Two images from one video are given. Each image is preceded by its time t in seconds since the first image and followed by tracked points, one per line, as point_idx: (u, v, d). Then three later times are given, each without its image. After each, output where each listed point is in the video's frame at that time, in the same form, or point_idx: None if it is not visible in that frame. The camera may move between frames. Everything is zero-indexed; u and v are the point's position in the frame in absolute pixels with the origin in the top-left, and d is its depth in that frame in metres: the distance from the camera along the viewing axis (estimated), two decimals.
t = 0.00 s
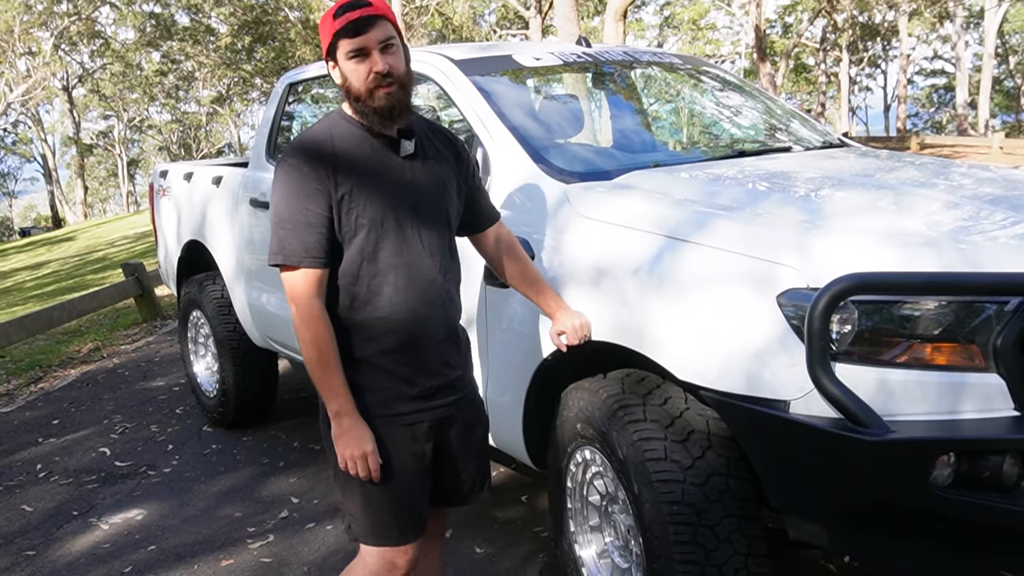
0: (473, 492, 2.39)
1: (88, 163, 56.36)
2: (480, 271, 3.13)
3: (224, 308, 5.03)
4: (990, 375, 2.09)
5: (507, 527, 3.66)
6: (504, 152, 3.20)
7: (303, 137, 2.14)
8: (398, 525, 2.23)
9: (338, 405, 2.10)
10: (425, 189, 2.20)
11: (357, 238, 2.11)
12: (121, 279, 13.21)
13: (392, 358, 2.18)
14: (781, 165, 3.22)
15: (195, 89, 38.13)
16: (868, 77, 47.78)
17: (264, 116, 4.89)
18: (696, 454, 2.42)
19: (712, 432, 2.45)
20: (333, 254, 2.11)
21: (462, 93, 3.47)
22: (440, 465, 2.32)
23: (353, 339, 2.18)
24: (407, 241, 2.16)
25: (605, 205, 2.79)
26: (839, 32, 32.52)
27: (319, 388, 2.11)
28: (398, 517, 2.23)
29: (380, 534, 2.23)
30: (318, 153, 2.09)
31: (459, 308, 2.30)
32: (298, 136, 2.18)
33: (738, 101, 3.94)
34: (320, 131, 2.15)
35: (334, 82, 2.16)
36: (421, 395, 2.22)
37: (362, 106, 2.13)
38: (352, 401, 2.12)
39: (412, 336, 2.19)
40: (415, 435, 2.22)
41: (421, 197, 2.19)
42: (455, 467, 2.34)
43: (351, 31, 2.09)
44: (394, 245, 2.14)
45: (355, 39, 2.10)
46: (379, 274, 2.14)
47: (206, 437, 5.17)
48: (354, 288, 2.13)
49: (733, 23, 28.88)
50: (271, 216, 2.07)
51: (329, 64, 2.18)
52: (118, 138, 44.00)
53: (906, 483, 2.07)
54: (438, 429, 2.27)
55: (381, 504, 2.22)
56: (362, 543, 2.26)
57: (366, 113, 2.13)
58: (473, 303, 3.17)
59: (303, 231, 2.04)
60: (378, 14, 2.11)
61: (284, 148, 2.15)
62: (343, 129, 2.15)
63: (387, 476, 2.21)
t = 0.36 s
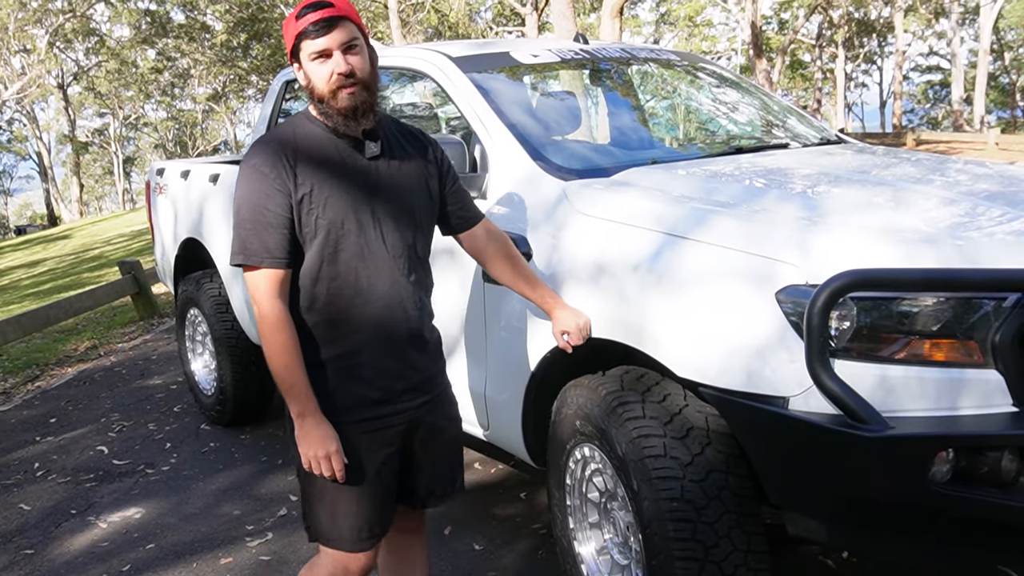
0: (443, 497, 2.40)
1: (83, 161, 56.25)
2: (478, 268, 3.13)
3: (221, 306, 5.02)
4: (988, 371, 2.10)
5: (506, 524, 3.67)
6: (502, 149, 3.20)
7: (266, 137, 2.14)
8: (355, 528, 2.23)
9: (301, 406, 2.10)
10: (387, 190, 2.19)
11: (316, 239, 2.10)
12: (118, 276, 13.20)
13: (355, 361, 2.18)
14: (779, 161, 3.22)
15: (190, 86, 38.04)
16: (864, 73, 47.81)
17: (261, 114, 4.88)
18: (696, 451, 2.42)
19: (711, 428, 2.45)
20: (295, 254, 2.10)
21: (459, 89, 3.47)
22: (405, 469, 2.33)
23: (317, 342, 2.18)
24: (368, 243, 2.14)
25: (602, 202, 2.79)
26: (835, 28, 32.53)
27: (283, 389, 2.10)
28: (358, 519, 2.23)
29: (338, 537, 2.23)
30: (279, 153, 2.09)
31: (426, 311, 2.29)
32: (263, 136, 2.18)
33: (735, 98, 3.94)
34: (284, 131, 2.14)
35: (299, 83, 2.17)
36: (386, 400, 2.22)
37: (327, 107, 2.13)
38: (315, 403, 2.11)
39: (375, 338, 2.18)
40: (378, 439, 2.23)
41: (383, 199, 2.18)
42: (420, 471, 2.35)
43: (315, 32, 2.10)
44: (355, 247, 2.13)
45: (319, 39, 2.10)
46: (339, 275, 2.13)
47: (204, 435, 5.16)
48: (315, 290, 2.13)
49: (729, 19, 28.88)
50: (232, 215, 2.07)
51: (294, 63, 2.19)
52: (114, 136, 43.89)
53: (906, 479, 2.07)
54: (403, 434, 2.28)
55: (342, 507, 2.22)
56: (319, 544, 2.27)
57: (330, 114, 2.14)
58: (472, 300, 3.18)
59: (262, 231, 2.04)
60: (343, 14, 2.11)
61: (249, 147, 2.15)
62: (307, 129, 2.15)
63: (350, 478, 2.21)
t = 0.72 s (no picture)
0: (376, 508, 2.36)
1: (85, 159, 56.26)
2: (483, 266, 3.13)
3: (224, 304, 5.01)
4: (992, 372, 2.10)
5: (508, 523, 3.67)
6: (504, 147, 3.21)
7: (208, 137, 2.12)
8: (269, 520, 2.28)
9: (225, 408, 2.13)
10: (328, 197, 2.16)
11: (249, 245, 2.09)
12: (118, 274, 13.19)
13: (282, 364, 2.22)
14: (781, 161, 3.22)
15: (192, 84, 38.05)
16: (866, 73, 47.76)
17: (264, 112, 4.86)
18: (699, 450, 2.42)
19: (715, 428, 2.45)
20: (229, 258, 2.11)
21: (462, 88, 3.48)
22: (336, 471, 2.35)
23: (248, 343, 2.21)
24: (303, 251, 2.14)
25: (605, 201, 2.79)
26: (837, 27, 32.49)
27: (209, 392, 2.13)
28: (274, 510, 2.28)
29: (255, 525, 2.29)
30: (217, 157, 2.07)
31: (364, 316, 2.29)
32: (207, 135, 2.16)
33: (737, 97, 3.94)
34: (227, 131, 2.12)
35: (245, 86, 2.15)
36: (309, 404, 2.24)
37: (269, 112, 2.11)
38: (240, 405, 2.14)
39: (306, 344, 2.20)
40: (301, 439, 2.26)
41: (324, 206, 2.16)
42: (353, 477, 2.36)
43: (262, 37, 2.08)
44: (288, 255, 2.12)
45: (263, 44, 2.08)
46: (272, 282, 2.13)
47: (206, 433, 5.16)
48: (247, 293, 2.14)
49: (731, 19, 28.86)
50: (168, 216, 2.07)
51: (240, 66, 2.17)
52: (115, 133, 43.90)
53: (912, 480, 2.07)
54: (327, 438, 2.29)
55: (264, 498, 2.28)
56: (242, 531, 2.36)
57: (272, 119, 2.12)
58: (475, 298, 3.19)
59: (195, 236, 2.04)
60: (291, 20, 2.09)
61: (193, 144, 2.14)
62: (251, 132, 2.13)
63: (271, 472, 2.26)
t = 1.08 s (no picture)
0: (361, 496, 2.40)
1: (88, 157, 56.31)
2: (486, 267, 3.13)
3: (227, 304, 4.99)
4: (994, 378, 2.10)
5: (507, 525, 3.67)
6: (508, 149, 3.21)
7: (178, 148, 2.13)
8: (246, 519, 2.32)
9: (168, 422, 2.18)
10: (300, 202, 2.24)
11: (227, 255, 2.16)
12: (121, 272, 13.20)
13: (257, 363, 2.26)
14: (784, 165, 3.22)
15: (196, 82, 38.09)
16: (870, 77, 47.72)
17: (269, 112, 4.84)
18: (702, 454, 2.42)
19: (717, 432, 2.45)
20: (205, 266, 2.16)
21: (467, 90, 3.48)
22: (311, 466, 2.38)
23: (215, 347, 2.26)
24: (279, 256, 2.21)
25: (607, 203, 2.79)
26: (842, 31, 32.47)
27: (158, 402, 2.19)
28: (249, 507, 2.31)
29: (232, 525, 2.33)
30: (191, 170, 2.10)
31: (336, 311, 2.38)
32: (174, 144, 2.17)
33: (742, 100, 3.94)
34: (198, 142, 2.14)
35: (230, 96, 2.14)
36: (281, 398, 2.29)
37: (258, 123, 2.13)
38: (182, 419, 2.19)
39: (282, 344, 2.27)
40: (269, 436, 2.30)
41: (297, 209, 2.23)
42: (328, 472, 2.39)
43: (258, 50, 2.08)
44: (264, 262, 2.19)
45: (259, 58, 2.09)
46: (249, 287, 2.20)
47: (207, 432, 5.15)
48: (225, 298, 2.21)
49: (736, 22, 28.85)
50: (141, 230, 2.10)
51: (219, 73, 2.15)
52: (118, 131, 43.97)
53: (913, 485, 2.07)
54: (304, 432, 2.34)
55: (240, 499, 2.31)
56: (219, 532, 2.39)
57: (257, 129, 2.14)
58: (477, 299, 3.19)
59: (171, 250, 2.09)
60: (285, 34, 2.11)
61: (162, 155, 2.15)
62: (221, 142, 2.16)
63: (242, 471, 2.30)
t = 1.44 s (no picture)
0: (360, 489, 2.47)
1: (92, 156, 56.42)
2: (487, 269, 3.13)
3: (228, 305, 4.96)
4: (995, 385, 2.09)
5: (506, 528, 3.67)
6: (512, 152, 3.21)
7: (189, 143, 2.11)
8: (263, 519, 2.30)
9: (221, 415, 2.14)
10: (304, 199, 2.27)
11: (240, 248, 2.15)
12: (124, 272, 13.22)
13: (266, 359, 2.28)
14: (786, 170, 3.22)
15: (201, 82, 38.17)
16: (874, 84, 47.73)
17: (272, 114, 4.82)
18: (702, 458, 2.42)
19: (718, 436, 2.45)
20: (218, 261, 2.15)
21: (471, 92, 3.48)
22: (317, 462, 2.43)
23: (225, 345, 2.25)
24: (288, 251, 2.23)
25: (609, 207, 2.79)
26: (847, 38, 32.50)
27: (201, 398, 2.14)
28: (267, 506, 2.30)
29: (249, 526, 2.29)
30: (205, 163, 2.09)
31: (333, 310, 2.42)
32: (182, 140, 2.14)
33: (745, 105, 3.95)
34: (208, 136, 2.13)
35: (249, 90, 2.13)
36: (293, 393, 2.32)
37: (277, 121, 2.14)
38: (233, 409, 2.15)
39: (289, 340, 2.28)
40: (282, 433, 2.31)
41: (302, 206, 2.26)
42: (334, 467, 2.44)
43: (285, 46, 2.09)
44: (275, 257, 2.20)
45: (286, 56, 2.10)
46: (259, 282, 2.21)
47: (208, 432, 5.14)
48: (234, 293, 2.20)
49: (741, 28, 28.90)
50: (154, 224, 2.06)
51: (237, 65, 2.12)
52: (122, 131, 44.05)
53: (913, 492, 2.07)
54: (313, 427, 2.37)
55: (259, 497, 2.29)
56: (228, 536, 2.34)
57: (275, 125, 2.15)
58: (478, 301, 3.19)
59: (190, 242, 2.06)
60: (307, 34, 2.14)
61: (168, 151, 2.12)
62: (230, 136, 2.15)
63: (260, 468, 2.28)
